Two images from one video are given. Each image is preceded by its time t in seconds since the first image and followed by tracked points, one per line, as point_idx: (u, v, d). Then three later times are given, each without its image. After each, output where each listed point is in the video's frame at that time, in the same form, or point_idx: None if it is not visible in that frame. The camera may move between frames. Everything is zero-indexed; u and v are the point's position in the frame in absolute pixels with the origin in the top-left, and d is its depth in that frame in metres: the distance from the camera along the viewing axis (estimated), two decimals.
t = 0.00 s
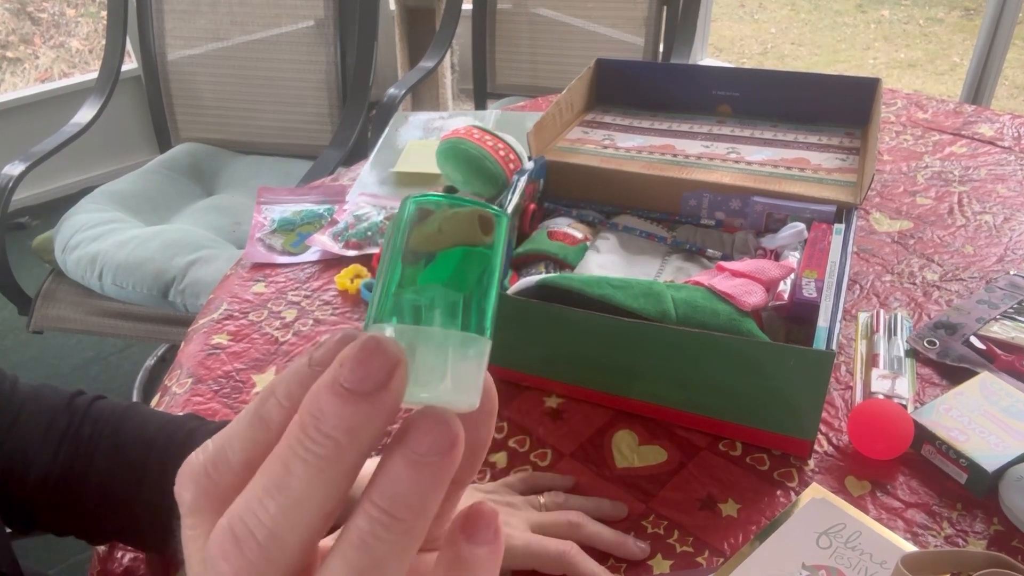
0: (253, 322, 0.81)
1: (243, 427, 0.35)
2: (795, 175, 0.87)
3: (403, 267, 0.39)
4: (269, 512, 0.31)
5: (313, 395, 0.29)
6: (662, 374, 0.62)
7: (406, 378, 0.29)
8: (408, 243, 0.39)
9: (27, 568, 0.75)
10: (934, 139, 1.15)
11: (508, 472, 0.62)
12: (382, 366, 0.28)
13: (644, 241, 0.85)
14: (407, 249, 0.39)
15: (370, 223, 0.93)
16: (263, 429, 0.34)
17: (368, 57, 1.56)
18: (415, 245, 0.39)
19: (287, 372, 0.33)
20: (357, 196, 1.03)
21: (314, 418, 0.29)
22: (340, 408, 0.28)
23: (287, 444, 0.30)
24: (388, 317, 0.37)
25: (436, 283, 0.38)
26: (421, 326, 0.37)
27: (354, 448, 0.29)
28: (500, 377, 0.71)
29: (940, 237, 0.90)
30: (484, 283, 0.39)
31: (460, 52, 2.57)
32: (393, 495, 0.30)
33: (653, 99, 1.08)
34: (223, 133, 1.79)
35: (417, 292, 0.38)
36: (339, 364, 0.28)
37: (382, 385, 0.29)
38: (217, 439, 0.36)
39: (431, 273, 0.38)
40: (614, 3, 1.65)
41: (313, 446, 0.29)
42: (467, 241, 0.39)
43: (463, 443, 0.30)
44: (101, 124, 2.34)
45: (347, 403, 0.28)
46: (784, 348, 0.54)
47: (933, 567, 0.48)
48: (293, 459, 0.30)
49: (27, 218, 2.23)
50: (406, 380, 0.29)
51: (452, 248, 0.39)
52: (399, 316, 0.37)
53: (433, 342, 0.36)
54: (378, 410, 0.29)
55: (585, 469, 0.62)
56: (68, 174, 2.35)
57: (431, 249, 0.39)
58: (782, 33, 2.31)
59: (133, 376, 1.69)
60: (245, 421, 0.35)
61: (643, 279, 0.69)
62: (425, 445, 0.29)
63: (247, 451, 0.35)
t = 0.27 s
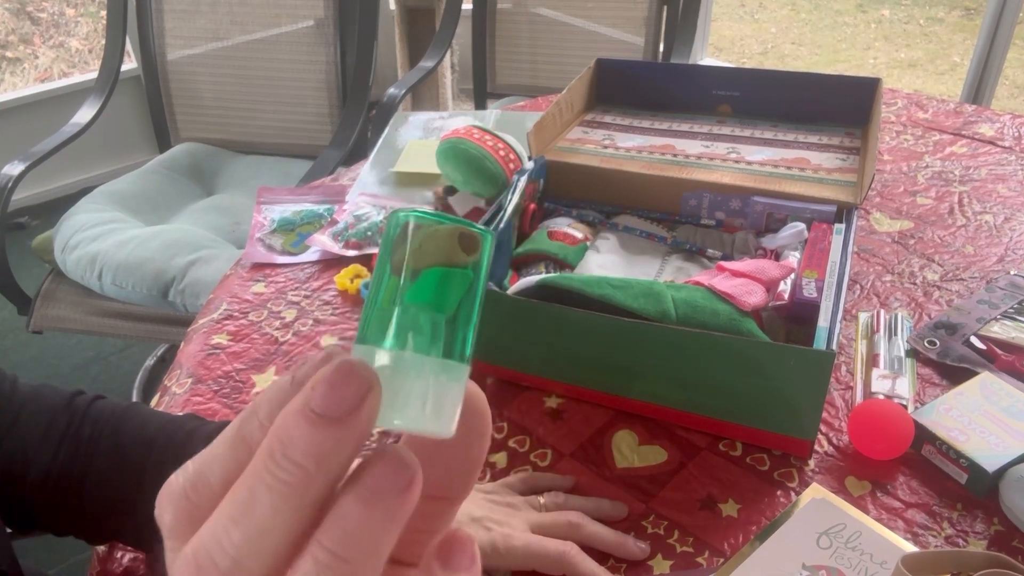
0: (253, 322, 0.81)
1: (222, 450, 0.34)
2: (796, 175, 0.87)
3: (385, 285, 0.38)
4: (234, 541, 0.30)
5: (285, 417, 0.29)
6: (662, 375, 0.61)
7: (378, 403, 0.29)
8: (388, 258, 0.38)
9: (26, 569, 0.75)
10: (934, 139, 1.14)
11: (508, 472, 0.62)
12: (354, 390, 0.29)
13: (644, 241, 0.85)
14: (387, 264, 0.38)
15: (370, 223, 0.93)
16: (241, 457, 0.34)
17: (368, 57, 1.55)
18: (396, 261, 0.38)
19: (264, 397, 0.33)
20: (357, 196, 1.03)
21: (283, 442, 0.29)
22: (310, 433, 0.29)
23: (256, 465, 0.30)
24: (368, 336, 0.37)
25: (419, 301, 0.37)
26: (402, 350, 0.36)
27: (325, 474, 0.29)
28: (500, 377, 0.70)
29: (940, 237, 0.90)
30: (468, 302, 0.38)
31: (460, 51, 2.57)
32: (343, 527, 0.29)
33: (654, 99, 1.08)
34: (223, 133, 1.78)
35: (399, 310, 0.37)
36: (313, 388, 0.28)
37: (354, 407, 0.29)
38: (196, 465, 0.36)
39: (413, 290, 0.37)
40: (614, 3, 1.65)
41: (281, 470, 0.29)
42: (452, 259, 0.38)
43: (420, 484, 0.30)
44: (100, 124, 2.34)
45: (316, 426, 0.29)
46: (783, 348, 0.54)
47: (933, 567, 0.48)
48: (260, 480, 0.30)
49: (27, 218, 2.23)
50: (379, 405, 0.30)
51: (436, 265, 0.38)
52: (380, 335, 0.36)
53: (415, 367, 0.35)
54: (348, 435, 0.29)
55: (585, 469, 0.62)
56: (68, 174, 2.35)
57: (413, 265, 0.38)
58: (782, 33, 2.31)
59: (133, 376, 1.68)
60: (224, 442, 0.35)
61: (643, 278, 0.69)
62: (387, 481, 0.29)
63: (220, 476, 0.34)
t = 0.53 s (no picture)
0: (252, 322, 0.81)
1: (250, 498, 0.31)
2: (796, 175, 0.86)
3: (431, 297, 0.33)
4: None
5: (361, 464, 0.28)
6: (662, 375, 0.61)
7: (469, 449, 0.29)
8: (433, 265, 0.33)
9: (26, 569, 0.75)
10: (935, 139, 1.14)
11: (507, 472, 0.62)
12: (448, 437, 0.28)
13: (644, 241, 0.85)
14: (430, 272, 0.33)
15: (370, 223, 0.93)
16: (276, 506, 0.31)
17: (368, 57, 1.55)
18: (442, 269, 0.33)
19: (305, 440, 0.31)
20: (357, 196, 1.03)
21: (367, 493, 0.27)
22: (394, 483, 0.27)
23: (331, 517, 0.28)
24: (420, 358, 0.33)
25: (475, 320, 0.33)
26: (460, 379, 0.33)
27: (410, 526, 0.28)
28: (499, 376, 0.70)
29: (941, 236, 0.90)
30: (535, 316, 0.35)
31: (460, 51, 2.57)
32: None
33: (654, 99, 1.08)
34: (222, 132, 1.78)
35: (450, 331, 0.33)
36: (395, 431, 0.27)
37: (449, 455, 0.28)
38: (214, 514, 0.32)
39: (468, 307, 0.33)
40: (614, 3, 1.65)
41: (363, 522, 0.28)
42: (520, 271, 0.34)
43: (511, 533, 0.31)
44: (100, 123, 2.34)
45: (407, 476, 0.27)
46: (784, 348, 0.54)
47: (933, 567, 0.48)
48: (338, 536, 0.28)
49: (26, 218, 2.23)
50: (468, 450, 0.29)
51: (495, 277, 0.33)
52: (434, 359, 0.33)
53: (484, 395, 0.33)
54: (442, 484, 0.28)
55: (585, 469, 0.61)
56: (67, 174, 2.35)
57: (465, 276, 0.33)
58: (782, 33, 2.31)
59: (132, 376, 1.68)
60: (249, 487, 0.32)
61: (643, 278, 0.69)
62: (480, 534, 0.30)
63: (250, 527, 0.31)
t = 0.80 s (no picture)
0: (253, 322, 0.81)
1: (311, 519, 0.35)
2: (796, 175, 0.86)
3: (496, 329, 0.38)
4: None
5: (429, 497, 0.31)
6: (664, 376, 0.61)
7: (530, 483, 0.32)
8: (503, 298, 0.38)
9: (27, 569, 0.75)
10: (934, 139, 1.15)
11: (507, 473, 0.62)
12: (512, 476, 0.31)
13: (644, 241, 0.85)
14: (499, 304, 0.39)
15: (370, 224, 0.93)
16: (340, 523, 0.35)
17: (368, 57, 1.55)
18: (510, 303, 0.38)
19: (365, 464, 0.34)
20: (358, 196, 1.03)
21: (435, 527, 0.31)
22: (461, 516, 0.30)
23: (398, 547, 0.31)
24: (480, 387, 0.37)
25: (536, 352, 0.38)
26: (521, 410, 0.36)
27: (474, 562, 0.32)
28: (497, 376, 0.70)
29: (941, 237, 0.90)
30: (596, 351, 0.39)
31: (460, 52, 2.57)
32: None
33: (654, 99, 1.08)
34: (222, 132, 1.78)
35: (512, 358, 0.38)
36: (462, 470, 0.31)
37: (512, 493, 0.31)
38: (279, 529, 0.36)
39: (529, 337, 0.38)
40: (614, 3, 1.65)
41: (429, 554, 0.31)
42: (584, 309, 0.39)
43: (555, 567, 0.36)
44: (99, 124, 2.34)
45: (474, 514, 0.30)
46: (783, 348, 0.54)
47: (932, 566, 0.48)
48: (405, 565, 0.31)
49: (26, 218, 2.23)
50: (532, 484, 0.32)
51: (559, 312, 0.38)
52: (493, 388, 0.37)
53: (543, 429, 0.37)
54: (506, 520, 0.31)
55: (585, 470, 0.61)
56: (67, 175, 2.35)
57: (531, 310, 0.38)
58: (782, 33, 2.31)
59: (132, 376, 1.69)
60: (313, 505, 0.35)
61: (642, 278, 0.69)
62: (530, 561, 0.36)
63: (316, 542, 0.35)
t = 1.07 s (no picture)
0: (252, 322, 0.80)
1: (316, 519, 0.35)
2: (796, 175, 0.86)
3: (500, 328, 0.38)
4: None
5: (434, 498, 0.31)
6: (665, 376, 0.61)
7: (537, 485, 0.32)
8: (507, 299, 0.38)
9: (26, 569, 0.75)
10: (935, 138, 1.14)
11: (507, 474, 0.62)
12: (519, 478, 0.31)
13: (644, 241, 0.84)
14: (502, 303, 0.38)
15: (370, 224, 0.93)
16: (344, 525, 0.35)
17: (367, 56, 1.55)
18: (513, 303, 0.38)
19: (370, 466, 0.34)
20: (357, 196, 1.03)
21: (441, 530, 0.30)
22: (467, 517, 0.30)
23: (403, 550, 0.31)
24: (483, 388, 0.37)
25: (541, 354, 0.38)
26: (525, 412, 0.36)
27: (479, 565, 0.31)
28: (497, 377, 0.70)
29: (941, 236, 0.89)
30: (598, 351, 0.40)
31: (460, 51, 2.57)
32: None
33: (654, 98, 1.08)
34: (221, 132, 1.78)
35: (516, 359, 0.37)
36: (468, 471, 0.30)
37: (518, 495, 0.31)
38: (283, 530, 0.36)
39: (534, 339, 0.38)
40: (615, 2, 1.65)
41: (435, 557, 0.31)
42: (589, 308, 0.39)
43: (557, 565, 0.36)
44: (98, 123, 2.34)
45: (480, 516, 0.30)
46: (784, 348, 0.54)
47: (932, 567, 0.48)
48: (410, 568, 0.31)
49: (25, 218, 2.22)
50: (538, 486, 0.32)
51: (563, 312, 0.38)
52: (497, 388, 0.37)
53: (548, 430, 0.36)
54: (512, 522, 0.31)
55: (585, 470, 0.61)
56: (67, 174, 2.35)
57: (534, 309, 0.38)
58: (782, 33, 2.31)
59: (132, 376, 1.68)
60: (318, 507, 0.35)
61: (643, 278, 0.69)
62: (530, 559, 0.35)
63: (321, 544, 0.35)
